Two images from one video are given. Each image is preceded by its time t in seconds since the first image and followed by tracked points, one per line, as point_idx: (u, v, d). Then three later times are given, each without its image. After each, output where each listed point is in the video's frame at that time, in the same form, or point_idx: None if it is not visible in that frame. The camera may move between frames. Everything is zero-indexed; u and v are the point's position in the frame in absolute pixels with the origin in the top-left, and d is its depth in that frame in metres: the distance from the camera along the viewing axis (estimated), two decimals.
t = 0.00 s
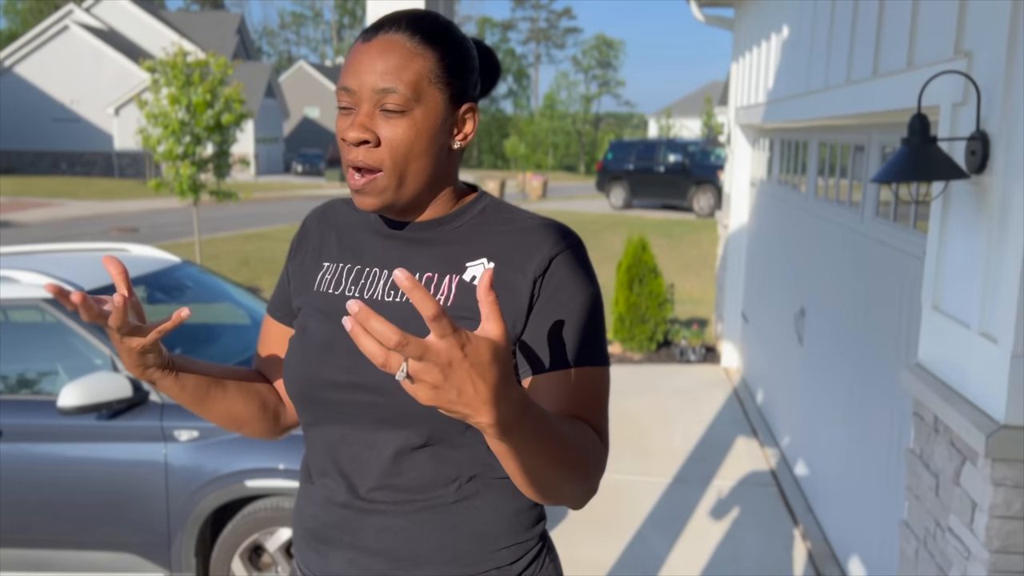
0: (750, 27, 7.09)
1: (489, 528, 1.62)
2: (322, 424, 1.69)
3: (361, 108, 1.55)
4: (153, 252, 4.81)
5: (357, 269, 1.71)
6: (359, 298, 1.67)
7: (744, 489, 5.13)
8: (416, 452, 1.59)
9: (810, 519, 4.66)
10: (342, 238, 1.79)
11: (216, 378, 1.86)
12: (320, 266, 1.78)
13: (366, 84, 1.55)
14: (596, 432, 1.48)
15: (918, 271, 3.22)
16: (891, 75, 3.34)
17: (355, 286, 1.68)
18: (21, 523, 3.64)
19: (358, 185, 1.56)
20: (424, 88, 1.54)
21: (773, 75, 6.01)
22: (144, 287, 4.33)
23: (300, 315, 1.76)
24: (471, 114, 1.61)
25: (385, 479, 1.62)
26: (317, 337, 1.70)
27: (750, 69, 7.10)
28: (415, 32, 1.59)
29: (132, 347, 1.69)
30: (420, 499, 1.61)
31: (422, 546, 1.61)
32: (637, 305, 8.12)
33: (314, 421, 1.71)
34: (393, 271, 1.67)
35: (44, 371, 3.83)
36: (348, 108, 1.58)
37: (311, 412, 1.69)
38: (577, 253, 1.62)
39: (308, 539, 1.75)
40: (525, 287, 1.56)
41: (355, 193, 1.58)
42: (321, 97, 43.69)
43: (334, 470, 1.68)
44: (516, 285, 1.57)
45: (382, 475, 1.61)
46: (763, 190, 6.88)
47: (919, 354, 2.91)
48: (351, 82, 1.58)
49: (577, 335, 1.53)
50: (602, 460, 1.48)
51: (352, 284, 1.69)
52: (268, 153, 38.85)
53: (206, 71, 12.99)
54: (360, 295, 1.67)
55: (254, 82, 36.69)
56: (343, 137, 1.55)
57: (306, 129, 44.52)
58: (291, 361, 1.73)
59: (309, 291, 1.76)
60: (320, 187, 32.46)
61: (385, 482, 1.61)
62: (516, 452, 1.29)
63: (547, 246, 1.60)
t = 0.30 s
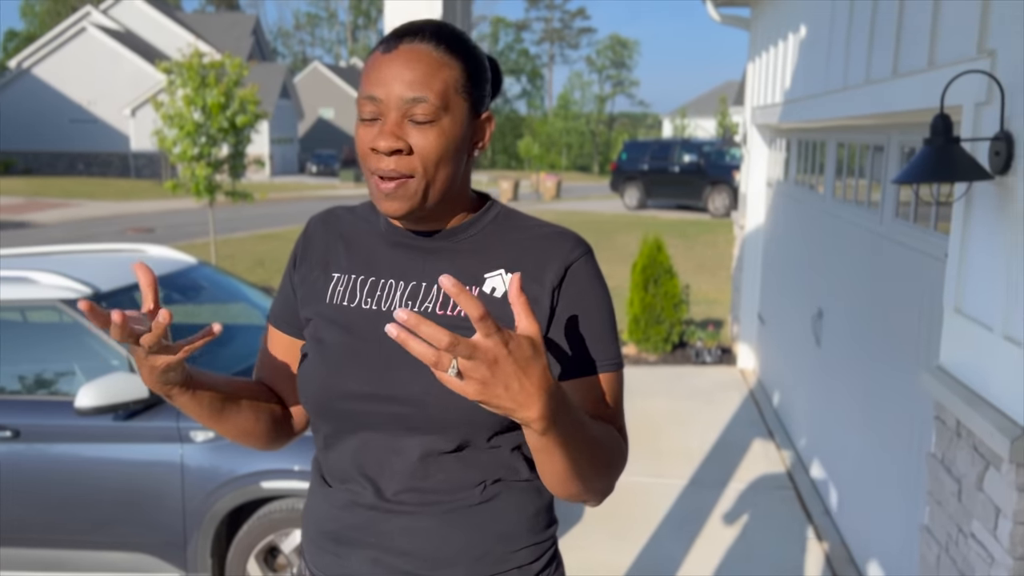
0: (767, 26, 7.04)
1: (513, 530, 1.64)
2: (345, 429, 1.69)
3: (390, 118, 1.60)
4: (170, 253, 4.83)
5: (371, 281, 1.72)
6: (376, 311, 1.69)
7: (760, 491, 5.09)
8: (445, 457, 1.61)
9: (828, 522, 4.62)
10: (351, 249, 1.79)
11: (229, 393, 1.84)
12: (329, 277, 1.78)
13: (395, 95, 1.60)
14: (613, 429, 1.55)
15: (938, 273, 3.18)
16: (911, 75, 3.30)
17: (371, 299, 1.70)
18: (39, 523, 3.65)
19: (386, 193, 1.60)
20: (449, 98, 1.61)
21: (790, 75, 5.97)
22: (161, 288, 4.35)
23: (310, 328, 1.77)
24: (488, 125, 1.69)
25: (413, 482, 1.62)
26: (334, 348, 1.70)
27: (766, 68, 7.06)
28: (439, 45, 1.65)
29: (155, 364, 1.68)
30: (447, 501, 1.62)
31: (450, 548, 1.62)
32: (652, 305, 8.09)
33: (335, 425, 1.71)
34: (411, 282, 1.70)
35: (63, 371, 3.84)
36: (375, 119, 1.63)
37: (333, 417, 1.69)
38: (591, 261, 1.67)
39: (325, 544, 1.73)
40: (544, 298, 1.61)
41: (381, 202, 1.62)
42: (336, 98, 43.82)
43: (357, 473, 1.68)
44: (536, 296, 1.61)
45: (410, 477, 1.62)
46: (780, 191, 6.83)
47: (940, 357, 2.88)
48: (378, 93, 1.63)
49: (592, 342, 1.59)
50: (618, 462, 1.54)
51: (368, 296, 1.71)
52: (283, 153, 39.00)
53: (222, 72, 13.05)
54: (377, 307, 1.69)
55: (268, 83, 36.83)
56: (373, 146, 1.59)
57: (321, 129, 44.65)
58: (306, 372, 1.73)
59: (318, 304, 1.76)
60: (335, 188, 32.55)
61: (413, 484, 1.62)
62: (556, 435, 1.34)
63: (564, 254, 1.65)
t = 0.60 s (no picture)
0: (777, 27, 7.03)
1: (536, 526, 1.65)
2: (372, 424, 1.71)
3: (429, 107, 1.65)
4: (181, 254, 4.86)
5: (399, 279, 1.73)
6: (404, 307, 1.70)
7: (770, 493, 5.08)
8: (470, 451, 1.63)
9: (839, 524, 4.60)
10: (376, 250, 1.81)
11: (260, 406, 1.82)
12: (355, 277, 1.79)
13: (435, 86, 1.66)
14: (631, 428, 1.56)
15: (950, 273, 3.17)
16: (922, 75, 3.30)
17: (398, 296, 1.71)
18: (52, 522, 3.68)
19: (418, 177, 1.65)
20: (488, 96, 1.66)
21: (800, 76, 5.96)
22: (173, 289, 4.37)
23: (337, 326, 1.78)
24: (520, 131, 1.74)
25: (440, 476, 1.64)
26: (361, 344, 1.71)
27: (776, 69, 7.04)
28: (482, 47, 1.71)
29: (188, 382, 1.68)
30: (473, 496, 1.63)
31: (476, 543, 1.63)
32: (662, 306, 8.08)
33: (361, 421, 1.72)
34: (436, 280, 1.70)
35: (76, 372, 3.87)
36: (413, 108, 1.68)
37: (360, 413, 1.71)
38: (611, 262, 1.68)
39: (349, 539, 1.73)
40: (567, 295, 1.62)
41: (412, 185, 1.66)
42: (345, 99, 43.93)
43: (383, 468, 1.69)
44: (559, 294, 1.62)
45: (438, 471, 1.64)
46: (790, 192, 6.81)
47: (952, 358, 2.87)
48: (419, 83, 1.68)
49: (615, 342, 1.60)
50: (635, 458, 1.57)
51: (395, 293, 1.72)
52: (293, 155, 39.12)
53: (232, 74, 13.11)
54: (405, 304, 1.70)
55: (278, 85, 36.96)
56: (410, 131, 1.64)
57: (331, 131, 44.77)
58: (333, 368, 1.74)
59: (345, 302, 1.78)
60: (344, 189, 32.64)
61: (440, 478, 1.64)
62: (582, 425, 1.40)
63: (586, 253, 1.67)
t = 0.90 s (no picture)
0: (781, 29, 7.03)
1: (563, 516, 1.66)
2: (406, 410, 1.75)
3: (469, 112, 1.68)
4: (187, 255, 4.88)
5: (434, 275, 1.76)
6: (438, 302, 1.72)
7: (775, 494, 5.08)
8: (499, 438, 1.65)
9: (844, 526, 4.60)
10: (415, 247, 1.83)
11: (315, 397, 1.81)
12: (395, 273, 1.82)
13: (476, 92, 1.68)
14: (656, 421, 1.56)
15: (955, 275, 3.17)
16: (926, 77, 3.30)
17: (433, 291, 1.73)
18: (59, 522, 3.70)
19: (456, 179, 1.67)
20: (526, 105, 1.68)
21: (803, 78, 5.97)
22: (179, 290, 4.39)
23: (377, 321, 1.81)
24: (555, 139, 1.75)
25: (470, 461, 1.67)
26: (400, 336, 1.75)
27: (780, 71, 7.05)
28: (522, 57, 1.74)
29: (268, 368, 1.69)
30: (503, 482, 1.65)
31: (504, 528, 1.64)
32: (666, 308, 8.09)
33: (396, 407, 1.77)
34: (470, 276, 1.72)
35: (83, 373, 3.89)
36: (454, 113, 1.70)
37: (396, 399, 1.75)
38: (638, 261, 1.69)
39: (383, 521, 1.77)
40: (595, 292, 1.63)
41: (450, 187, 1.68)
42: (350, 102, 44.01)
43: (416, 454, 1.73)
44: (587, 291, 1.63)
45: (468, 457, 1.67)
46: (794, 193, 6.82)
47: (956, 359, 2.87)
48: (460, 89, 1.71)
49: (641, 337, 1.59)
50: (659, 451, 1.56)
51: (429, 289, 1.74)
52: (297, 157, 39.24)
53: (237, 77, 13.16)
54: (439, 299, 1.72)
55: (283, 88, 37.06)
56: (450, 134, 1.67)
57: (335, 133, 44.87)
58: (373, 358, 1.79)
59: (384, 298, 1.81)
60: (349, 191, 32.69)
61: (471, 464, 1.66)
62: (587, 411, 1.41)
63: (615, 253, 1.67)
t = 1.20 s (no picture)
0: (780, 32, 7.05)
1: (610, 502, 1.74)
2: (459, 402, 1.82)
3: (520, 116, 1.76)
4: (187, 258, 4.89)
5: (486, 272, 1.84)
6: (490, 298, 1.80)
7: (775, 496, 5.10)
8: (548, 430, 1.72)
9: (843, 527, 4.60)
10: (469, 245, 1.92)
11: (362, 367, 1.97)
12: (449, 270, 1.91)
13: (526, 97, 1.77)
14: (698, 412, 1.66)
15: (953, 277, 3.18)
16: (924, 80, 3.31)
17: (487, 287, 1.82)
18: (60, 524, 3.71)
19: (506, 179, 1.77)
20: (574, 112, 1.76)
21: (802, 81, 5.99)
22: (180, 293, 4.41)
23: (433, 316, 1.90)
24: (603, 142, 1.82)
25: (520, 453, 1.74)
26: (454, 331, 1.82)
27: (779, 74, 7.07)
28: (571, 64, 1.82)
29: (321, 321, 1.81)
30: (552, 473, 1.72)
31: (554, 516, 1.73)
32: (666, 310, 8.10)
33: (449, 399, 1.84)
34: (520, 273, 1.80)
35: (84, 374, 3.91)
36: (505, 116, 1.79)
37: (449, 391, 1.83)
38: (682, 258, 1.74)
39: (438, 509, 1.86)
40: (638, 287, 1.69)
41: (500, 186, 1.78)
42: (350, 105, 44.06)
43: (470, 444, 1.81)
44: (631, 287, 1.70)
45: (518, 449, 1.74)
46: (793, 196, 6.84)
47: (954, 361, 2.89)
48: (512, 94, 1.80)
49: (684, 333, 1.67)
50: (701, 441, 1.67)
51: (482, 285, 1.83)
52: (298, 160, 39.28)
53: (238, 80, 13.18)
54: (491, 295, 1.81)
55: (284, 91, 37.10)
56: (501, 137, 1.76)
57: (335, 136, 44.92)
58: (426, 352, 1.86)
59: (440, 293, 1.90)
60: (349, 194, 32.71)
61: (521, 454, 1.74)
62: (637, 403, 1.51)
63: (658, 251, 1.73)
